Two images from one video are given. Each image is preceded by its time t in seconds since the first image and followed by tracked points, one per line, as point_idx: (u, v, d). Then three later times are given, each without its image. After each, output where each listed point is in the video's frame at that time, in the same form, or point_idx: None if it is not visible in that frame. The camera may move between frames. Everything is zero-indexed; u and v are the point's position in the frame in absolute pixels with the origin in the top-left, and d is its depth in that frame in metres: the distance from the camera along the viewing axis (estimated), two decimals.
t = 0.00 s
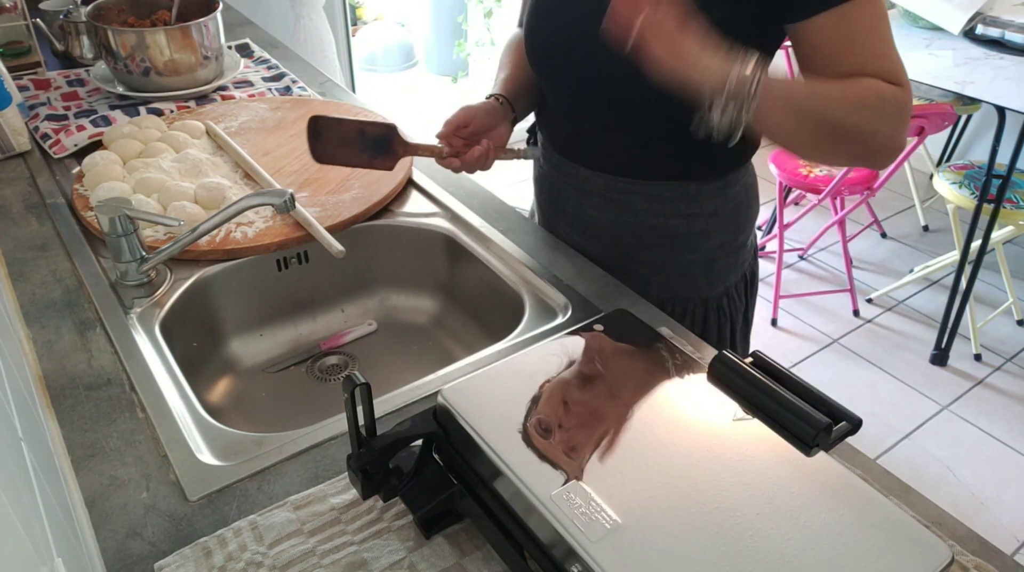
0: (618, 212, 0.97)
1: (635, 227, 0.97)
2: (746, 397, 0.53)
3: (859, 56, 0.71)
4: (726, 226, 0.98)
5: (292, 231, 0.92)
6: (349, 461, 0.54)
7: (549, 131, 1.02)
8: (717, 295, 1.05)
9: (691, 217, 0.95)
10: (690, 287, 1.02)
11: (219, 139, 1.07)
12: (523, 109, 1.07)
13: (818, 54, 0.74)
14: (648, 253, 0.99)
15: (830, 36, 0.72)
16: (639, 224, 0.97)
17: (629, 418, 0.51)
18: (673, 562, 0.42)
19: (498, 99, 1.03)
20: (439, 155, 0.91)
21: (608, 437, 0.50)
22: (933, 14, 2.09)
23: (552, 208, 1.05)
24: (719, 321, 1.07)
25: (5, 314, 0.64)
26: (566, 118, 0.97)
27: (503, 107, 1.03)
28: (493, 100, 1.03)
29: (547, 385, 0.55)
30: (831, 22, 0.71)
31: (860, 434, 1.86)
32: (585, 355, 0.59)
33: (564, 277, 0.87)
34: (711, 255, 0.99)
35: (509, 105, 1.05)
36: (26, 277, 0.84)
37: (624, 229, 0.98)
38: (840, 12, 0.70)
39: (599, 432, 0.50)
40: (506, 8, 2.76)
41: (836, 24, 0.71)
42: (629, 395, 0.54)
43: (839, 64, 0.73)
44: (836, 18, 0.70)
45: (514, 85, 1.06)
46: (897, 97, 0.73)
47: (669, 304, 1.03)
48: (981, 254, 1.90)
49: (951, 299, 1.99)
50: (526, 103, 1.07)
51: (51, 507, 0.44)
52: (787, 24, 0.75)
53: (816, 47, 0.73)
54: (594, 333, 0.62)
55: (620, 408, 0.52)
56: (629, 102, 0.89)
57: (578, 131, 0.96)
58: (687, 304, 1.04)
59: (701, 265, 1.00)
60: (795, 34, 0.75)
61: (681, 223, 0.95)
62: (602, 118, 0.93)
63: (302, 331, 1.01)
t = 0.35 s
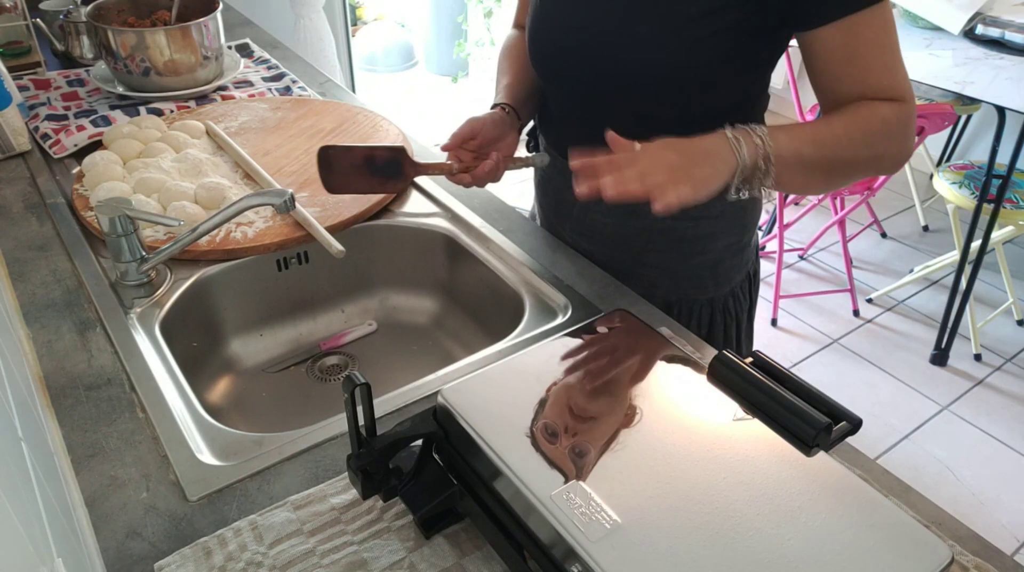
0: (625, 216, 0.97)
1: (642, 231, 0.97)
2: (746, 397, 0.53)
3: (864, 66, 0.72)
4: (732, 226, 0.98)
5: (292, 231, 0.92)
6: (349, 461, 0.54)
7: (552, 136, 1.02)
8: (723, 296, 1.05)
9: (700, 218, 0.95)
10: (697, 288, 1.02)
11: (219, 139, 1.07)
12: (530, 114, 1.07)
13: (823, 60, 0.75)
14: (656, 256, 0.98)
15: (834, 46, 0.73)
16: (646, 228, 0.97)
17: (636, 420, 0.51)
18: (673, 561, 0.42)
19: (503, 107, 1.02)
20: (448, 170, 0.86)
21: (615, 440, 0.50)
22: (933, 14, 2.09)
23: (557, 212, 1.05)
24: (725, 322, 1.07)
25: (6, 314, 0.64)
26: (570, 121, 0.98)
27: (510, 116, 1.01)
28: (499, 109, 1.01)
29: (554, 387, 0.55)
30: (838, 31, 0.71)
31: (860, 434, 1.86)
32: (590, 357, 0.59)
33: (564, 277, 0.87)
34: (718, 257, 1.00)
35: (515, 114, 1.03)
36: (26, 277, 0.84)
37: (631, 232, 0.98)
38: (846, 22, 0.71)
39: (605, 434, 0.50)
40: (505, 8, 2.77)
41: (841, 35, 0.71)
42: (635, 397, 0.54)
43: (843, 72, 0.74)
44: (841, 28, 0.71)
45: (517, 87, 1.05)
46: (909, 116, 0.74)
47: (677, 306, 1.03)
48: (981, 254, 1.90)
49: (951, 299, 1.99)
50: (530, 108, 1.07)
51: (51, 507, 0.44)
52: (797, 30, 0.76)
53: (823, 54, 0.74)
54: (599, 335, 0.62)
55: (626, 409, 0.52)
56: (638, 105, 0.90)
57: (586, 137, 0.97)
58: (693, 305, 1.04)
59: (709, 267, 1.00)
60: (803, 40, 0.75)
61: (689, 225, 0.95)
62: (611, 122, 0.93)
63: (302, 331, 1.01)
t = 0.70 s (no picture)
0: (633, 219, 0.97)
1: (649, 233, 0.97)
2: (747, 397, 0.53)
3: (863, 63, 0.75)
4: (739, 230, 0.99)
5: (292, 231, 0.92)
6: (349, 461, 0.54)
7: (556, 139, 1.02)
8: (729, 299, 1.05)
9: (709, 220, 0.95)
10: (701, 290, 1.02)
11: (219, 138, 1.07)
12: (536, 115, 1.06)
13: (825, 62, 0.77)
14: (663, 259, 0.99)
15: (837, 45, 0.75)
16: (654, 230, 0.97)
17: (639, 421, 0.51)
18: (672, 561, 0.42)
19: (509, 108, 1.01)
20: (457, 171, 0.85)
21: (618, 441, 0.49)
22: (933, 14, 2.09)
23: (561, 215, 1.04)
24: (730, 324, 1.07)
25: (6, 314, 0.64)
26: (574, 122, 0.97)
27: (517, 118, 1.01)
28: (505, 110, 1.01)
29: (558, 385, 0.55)
30: (842, 29, 0.74)
31: (861, 434, 1.86)
32: (595, 357, 0.59)
33: (564, 277, 0.87)
34: (724, 259, 1.00)
35: (522, 116, 1.02)
36: (26, 277, 0.84)
37: (638, 235, 0.98)
38: (848, 23, 0.74)
39: (608, 434, 0.50)
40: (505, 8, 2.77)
41: (844, 33, 0.74)
42: (638, 397, 0.54)
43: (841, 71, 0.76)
44: (844, 26, 0.74)
45: (522, 89, 1.04)
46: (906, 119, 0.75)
47: (683, 310, 1.03)
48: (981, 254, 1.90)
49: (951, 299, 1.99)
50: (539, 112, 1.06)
51: (51, 507, 0.44)
52: (803, 30, 0.78)
53: (823, 55, 0.77)
54: (606, 336, 0.62)
55: (631, 410, 0.52)
56: (646, 106, 0.89)
57: (590, 137, 0.96)
58: (699, 308, 1.03)
59: (714, 269, 1.00)
60: (807, 40, 0.78)
61: (696, 227, 0.96)
62: (617, 124, 0.93)
63: (302, 331, 1.01)
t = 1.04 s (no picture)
0: (642, 220, 0.97)
1: (658, 234, 0.97)
2: (746, 397, 0.53)
3: (868, 61, 0.76)
4: (748, 227, 0.99)
5: (292, 231, 0.92)
6: (350, 461, 0.54)
7: (559, 141, 1.02)
8: (737, 297, 1.05)
9: (717, 218, 0.95)
10: (711, 290, 1.02)
11: (219, 139, 1.07)
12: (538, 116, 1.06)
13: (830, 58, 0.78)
14: (664, 259, 0.99)
15: (844, 42, 0.76)
16: (664, 230, 0.97)
17: (643, 421, 0.51)
18: (671, 562, 0.42)
19: (511, 111, 1.01)
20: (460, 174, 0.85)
21: (622, 441, 0.49)
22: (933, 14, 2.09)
23: (567, 217, 1.03)
24: (738, 322, 1.07)
25: (6, 314, 0.64)
26: (578, 123, 0.97)
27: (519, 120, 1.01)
28: (506, 113, 1.01)
29: (562, 385, 0.55)
30: (848, 28, 0.75)
31: (860, 434, 1.86)
32: (597, 357, 0.59)
33: (564, 277, 0.87)
34: (732, 257, 1.00)
35: (523, 118, 1.03)
36: (26, 277, 0.84)
37: (647, 236, 0.98)
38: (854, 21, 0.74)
39: (611, 435, 0.50)
40: (505, 8, 2.77)
41: (851, 31, 0.75)
42: (641, 397, 0.54)
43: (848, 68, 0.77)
44: (851, 25, 0.74)
45: (520, 91, 1.05)
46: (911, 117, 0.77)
47: (692, 309, 1.03)
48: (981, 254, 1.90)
49: (951, 299, 1.99)
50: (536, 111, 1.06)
51: (51, 507, 0.44)
52: (808, 28, 0.78)
53: (829, 52, 0.78)
54: (608, 336, 0.62)
55: (635, 410, 0.52)
56: (650, 106, 0.89)
57: (594, 138, 0.96)
58: (709, 308, 1.03)
59: (723, 268, 1.00)
60: (813, 38, 0.78)
61: (705, 226, 0.96)
62: (622, 124, 0.93)
63: (302, 331, 1.01)
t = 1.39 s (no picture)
0: (645, 219, 0.97)
1: (662, 232, 0.97)
2: (745, 397, 0.53)
3: (872, 61, 0.76)
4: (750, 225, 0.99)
5: (292, 231, 0.92)
6: (349, 462, 0.54)
7: (562, 141, 1.02)
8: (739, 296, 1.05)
9: (719, 217, 0.95)
10: (714, 289, 1.02)
11: (219, 138, 1.07)
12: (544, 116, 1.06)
13: (837, 56, 0.77)
14: (666, 259, 0.99)
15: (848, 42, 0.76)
16: (667, 229, 0.97)
17: (647, 420, 0.51)
18: (671, 562, 0.42)
19: (520, 108, 1.00)
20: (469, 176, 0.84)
21: (626, 441, 0.49)
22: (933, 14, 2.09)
23: (570, 217, 1.03)
24: (739, 321, 1.07)
25: (6, 313, 0.64)
26: (581, 122, 0.97)
27: (527, 117, 1.00)
28: (515, 110, 1.00)
29: (563, 387, 0.55)
30: (851, 28, 0.74)
31: (860, 434, 1.86)
32: (602, 354, 0.59)
33: (564, 277, 0.87)
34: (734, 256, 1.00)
35: (532, 115, 1.02)
36: (26, 277, 0.84)
37: (650, 235, 0.98)
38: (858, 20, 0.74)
39: (618, 434, 0.50)
40: (505, 8, 2.77)
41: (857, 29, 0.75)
42: (645, 397, 0.54)
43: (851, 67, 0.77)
44: (854, 23, 0.74)
45: (528, 89, 1.04)
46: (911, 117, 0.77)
47: (694, 308, 1.03)
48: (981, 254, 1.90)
49: (951, 299, 1.99)
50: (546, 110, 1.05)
51: (51, 507, 0.44)
52: (810, 28, 0.78)
53: (832, 52, 0.78)
54: (610, 335, 0.62)
55: (638, 410, 0.52)
56: (651, 105, 0.89)
57: (595, 138, 0.96)
58: (711, 307, 1.03)
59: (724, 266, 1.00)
60: (816, 37, 0.78)
61: (708, 224, 0.96)
62: (624, 123, 0.92)
63: (301, 331, 1.01)
